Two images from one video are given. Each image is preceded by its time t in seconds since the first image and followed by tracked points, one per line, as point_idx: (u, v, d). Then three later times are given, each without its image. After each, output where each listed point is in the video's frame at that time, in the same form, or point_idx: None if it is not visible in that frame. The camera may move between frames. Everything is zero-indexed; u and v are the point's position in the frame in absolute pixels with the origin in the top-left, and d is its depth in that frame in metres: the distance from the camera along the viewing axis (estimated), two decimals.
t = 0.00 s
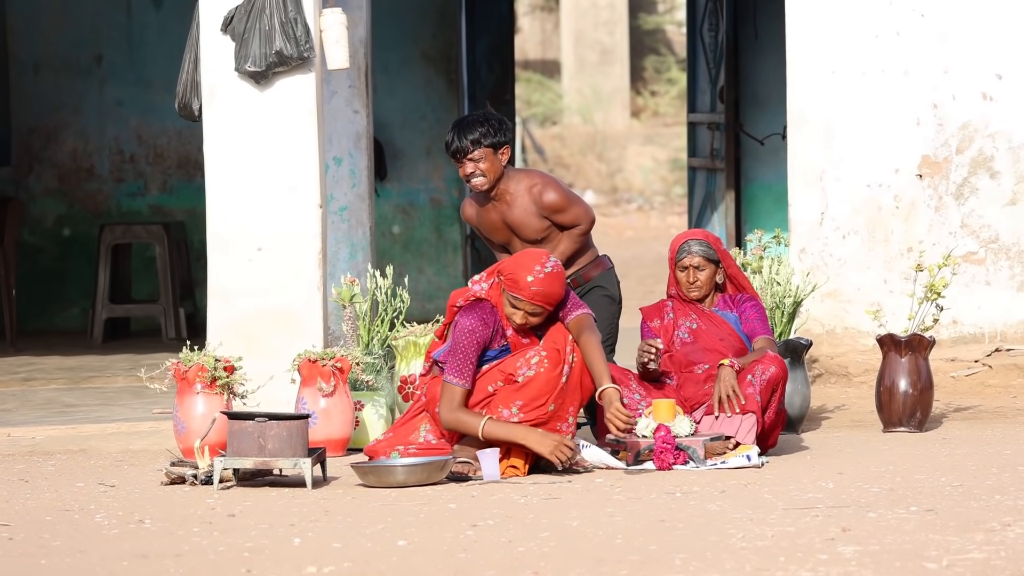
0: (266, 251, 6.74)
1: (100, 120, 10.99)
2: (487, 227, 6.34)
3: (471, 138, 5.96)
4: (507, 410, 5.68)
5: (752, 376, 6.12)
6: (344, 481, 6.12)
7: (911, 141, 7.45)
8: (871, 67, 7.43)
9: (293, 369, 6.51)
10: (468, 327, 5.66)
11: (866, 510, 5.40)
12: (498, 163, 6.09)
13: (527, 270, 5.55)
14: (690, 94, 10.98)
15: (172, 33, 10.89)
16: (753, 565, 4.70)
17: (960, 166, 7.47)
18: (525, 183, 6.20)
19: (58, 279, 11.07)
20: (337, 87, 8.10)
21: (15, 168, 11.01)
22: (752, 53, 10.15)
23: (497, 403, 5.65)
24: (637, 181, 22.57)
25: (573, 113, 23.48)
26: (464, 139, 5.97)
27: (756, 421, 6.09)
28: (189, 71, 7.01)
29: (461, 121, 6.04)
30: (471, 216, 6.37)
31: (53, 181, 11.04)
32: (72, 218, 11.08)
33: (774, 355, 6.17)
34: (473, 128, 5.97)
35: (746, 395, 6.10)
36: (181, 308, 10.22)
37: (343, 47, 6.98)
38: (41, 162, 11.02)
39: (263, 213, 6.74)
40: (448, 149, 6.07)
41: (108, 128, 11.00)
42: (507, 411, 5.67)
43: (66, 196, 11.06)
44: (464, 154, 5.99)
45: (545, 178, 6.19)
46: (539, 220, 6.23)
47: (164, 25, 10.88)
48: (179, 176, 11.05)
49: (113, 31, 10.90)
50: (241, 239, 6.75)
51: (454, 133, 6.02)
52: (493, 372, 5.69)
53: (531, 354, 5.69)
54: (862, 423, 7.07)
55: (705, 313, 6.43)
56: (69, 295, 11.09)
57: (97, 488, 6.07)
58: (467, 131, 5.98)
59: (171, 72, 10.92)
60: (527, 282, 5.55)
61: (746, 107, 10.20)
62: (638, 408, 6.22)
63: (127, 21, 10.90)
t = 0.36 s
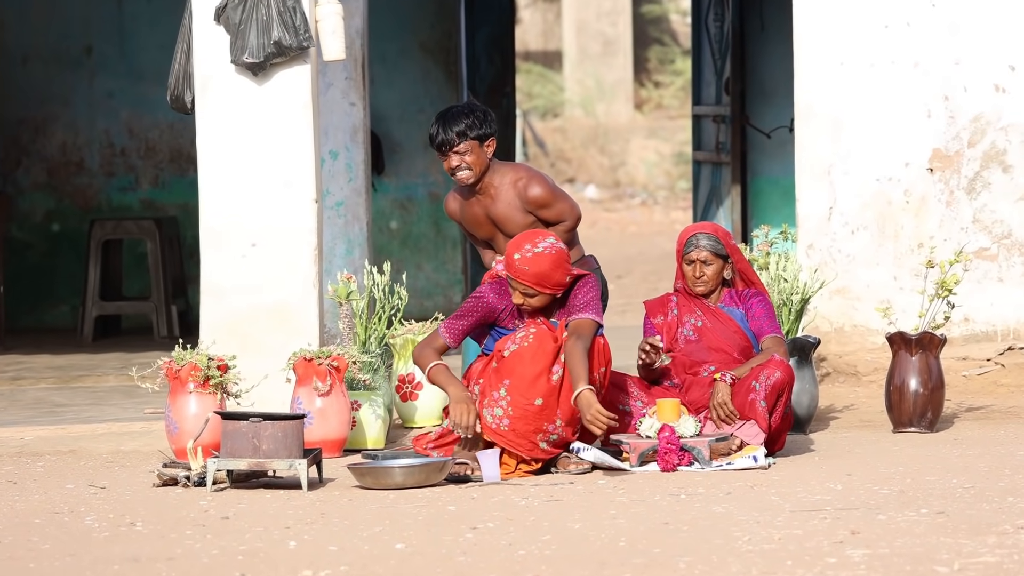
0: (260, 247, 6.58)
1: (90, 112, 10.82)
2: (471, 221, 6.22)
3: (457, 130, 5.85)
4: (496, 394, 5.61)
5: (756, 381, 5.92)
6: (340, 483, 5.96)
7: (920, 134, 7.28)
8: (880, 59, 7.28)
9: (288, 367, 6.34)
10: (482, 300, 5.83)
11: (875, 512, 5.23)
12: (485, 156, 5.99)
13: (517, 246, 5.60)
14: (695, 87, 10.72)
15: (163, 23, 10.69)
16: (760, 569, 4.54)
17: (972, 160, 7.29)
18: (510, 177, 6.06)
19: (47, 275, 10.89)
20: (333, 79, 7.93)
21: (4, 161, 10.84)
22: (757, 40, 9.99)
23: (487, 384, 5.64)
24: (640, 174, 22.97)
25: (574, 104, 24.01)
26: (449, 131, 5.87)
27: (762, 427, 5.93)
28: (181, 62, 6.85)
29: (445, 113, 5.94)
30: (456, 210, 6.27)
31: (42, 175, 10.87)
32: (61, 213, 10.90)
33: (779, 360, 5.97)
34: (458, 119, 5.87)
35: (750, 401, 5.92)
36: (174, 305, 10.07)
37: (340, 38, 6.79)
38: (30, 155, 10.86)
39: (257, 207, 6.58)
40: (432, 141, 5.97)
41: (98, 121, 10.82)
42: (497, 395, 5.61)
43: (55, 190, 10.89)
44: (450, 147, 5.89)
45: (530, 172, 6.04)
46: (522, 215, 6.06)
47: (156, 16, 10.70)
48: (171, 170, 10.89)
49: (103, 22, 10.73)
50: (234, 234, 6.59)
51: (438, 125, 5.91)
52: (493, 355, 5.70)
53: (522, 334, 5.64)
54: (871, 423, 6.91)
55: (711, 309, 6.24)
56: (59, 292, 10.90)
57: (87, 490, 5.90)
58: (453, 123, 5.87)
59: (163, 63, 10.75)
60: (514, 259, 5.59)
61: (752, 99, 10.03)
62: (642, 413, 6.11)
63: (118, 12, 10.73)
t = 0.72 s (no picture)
0: (256, 241, 6.41)
1: (81, 103, 10.59)
2: (448, 203, 6.28)
3: (463, 121, 5.78)
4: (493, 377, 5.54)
5: (769, 390, 5.74)
6: (338, 484, 5.79)
7: (933, 125, 7.11)
8: (893, 48, 7.10)
9: (284, 365, 6.17)
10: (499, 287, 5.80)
11: (887, 514, 5.06)
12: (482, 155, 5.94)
13: (530, 220, 5.57)
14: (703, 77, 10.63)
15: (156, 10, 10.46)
16: (769, 572, 4.38)
17: (987, 152, 7.14)
18: (500, 182, 6.09)
19: (37, 270, 10.72)
20: (331, 69, 7.76)
21: None
22: (764, 32, 9.85)
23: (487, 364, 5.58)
24: (645, 167, 23.59)
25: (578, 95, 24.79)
26: (455, 121, 5.79)
27: (774, 438, 5.74)
28: (175, 51, 6.68)
29: (450, 102, 5.87)
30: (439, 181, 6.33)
31: (31, 167, 10.67)
32: (52, 206, 10.71)
33: (794, 369, 5.80)
34: (465, 110, 5.80)
35: (762, 410, 5.73)
36: (167, 301, 9.91)
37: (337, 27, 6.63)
38: (20, 147, 10.66)
39: (253, 201, 6.41)
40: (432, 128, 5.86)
41: (90, 112, 10.59)
42: (493, 378, 5.55)
43: (46, 182, 10.68)
44: (452, 140, 5.81)
45: (519, 185, 6.05)
46: (497, 219, 6.12)
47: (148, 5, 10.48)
48: (164, 162, 10.63)
49: (93, 9, 10.51)
50: (230, 229, 6.41)
51: (443, 112, 5.82)
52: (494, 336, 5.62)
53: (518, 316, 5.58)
54: (882, 422, 6.74)
55: (711, 305, 6.03)
56: (49, 287, 10.73)
57: (78, 491, 5.73)
58: (459, 114, 5.80)
59: (156, 53, 10.51)
60: (524, 230, 5.54)
61: (761, 90, 9.90)
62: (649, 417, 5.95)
63: None
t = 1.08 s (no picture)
0: (252, 239, 6.32)
1: (76, 99, 10.48)
2: (414, 208, 5.97)
3: (451, 127, 5.54)
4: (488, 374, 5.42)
5: (774, 400, 5.73)
6: (336, 485, 5.70)
7: (941, 121, 7.01)
8: (900, 43, 7.01)
9: (282, 365, 6.08)
10: (503, 292, 5.68)
11: (894, 516, 4.97)
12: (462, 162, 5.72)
13: (527, 212, 5.48)
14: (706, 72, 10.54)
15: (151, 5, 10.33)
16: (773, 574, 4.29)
17: (995, 149, 7.04)
18: (476, 183, 5.87)
19: (32, 271, 10.64)
20: (328, 64, 7.60)
21: None
22: (769, 25, 9.75)
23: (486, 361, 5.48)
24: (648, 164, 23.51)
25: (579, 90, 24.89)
26: (442, 126, 5.54)
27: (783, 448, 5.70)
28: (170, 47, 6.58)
29: (435, 104, 5.62)
30: (399, 185, 6.00)
31: (25, 165, 10.60)
32: (45, 204, 10.63)
33: (800, 380, 5.81)
34: (453, 116, 5.56)
35: (767, 420, 5.70)
36: (162, 300, 9.81)
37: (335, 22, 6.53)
38: (13, 144, 10.58)
39: (249, 199, 6.32)
40: (416, 132, 5.60)
41: (84, 108, 10.48)
42: (491, 374, 5.40)
43: (40, 180, 10.61)
44: (438, 145, 5.57)
45: (498, 187, 5.84)
46: (472, 222, 5.87)
47: None
48: (160, 159, 10.51)
49: (87, 5, 10.40)
50: (227, 227, 6.33)
51: (428, 116, 5.57)
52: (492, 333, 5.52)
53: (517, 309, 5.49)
54: (889, 422, 6.66)
55: (703, 307, 5.94)
56: (44, 287, 10.64)
57: (73, 493, 5.64)
58: (448, 119, 5.55)
59: (152, 49, 10.36)
60: (520, 223, 5.45)
61: (766, 85, 9.77)
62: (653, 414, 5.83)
63: None
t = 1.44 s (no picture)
0: (252, 238, 6.32)
1: (76, 97, 10.49)
2: (388, 218, 5.89)
3: (396, 149, 5.50)
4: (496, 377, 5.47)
5: (769, 407, 5.75)
6: (336, 484, 5.70)
7: (942, 120, 7.02)
8: (900, 42, 7.00)
9: (283, 364, 6.09)
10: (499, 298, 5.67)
11: (894, 514, 4.97)
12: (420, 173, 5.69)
13: (524, 216, 5.48)
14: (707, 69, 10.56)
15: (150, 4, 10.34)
16: (773, 573, 4.29)
17: (995, 147, 7.05)
18: (440, 171, 5.89)
19: (32, 270, 10.64)
20: (329, 63, 7.56)
21: None
22: (770, 23, 9.75)
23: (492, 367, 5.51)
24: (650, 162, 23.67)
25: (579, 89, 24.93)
26: (388, 148, 5.50)
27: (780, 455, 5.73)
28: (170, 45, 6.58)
29: (381, 125, 5.57)
30: (360, 207, 5.89)
31: (25, 163, 10.59)
32: (45, 202, 10.62)
33: (796, 388, 5.83)
34: (398, 136, 5.51)
35: (762, 425, 5.72)
36: (163, 299, 9.81)
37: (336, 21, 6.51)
38: (13, 142, 10.58)
39: (249, 197, 6.32)
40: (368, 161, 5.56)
41: (84, 106, 10.49)
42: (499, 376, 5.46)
43: (40, 178, 10.60)
44: (393, 170, 5.53)
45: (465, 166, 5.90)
46: (452, 209, 5.87)
47: None
48: (160, 158, 10.53)
49: (88, 3, 10.40)
50: (227, 226, 6.33)
51: (374, 139, 5.53)
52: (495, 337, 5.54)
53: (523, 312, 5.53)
54: (890, 420, 6.66)
55: (694, 314, 5.88)
56: (45, 286, 10.63)
57: (73, 492, 5.64)
58: (393, 140, 5.51)
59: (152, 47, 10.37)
60: (518, 228, 5.46)
61: (768, 83, 9.77)
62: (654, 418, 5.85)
63: None
